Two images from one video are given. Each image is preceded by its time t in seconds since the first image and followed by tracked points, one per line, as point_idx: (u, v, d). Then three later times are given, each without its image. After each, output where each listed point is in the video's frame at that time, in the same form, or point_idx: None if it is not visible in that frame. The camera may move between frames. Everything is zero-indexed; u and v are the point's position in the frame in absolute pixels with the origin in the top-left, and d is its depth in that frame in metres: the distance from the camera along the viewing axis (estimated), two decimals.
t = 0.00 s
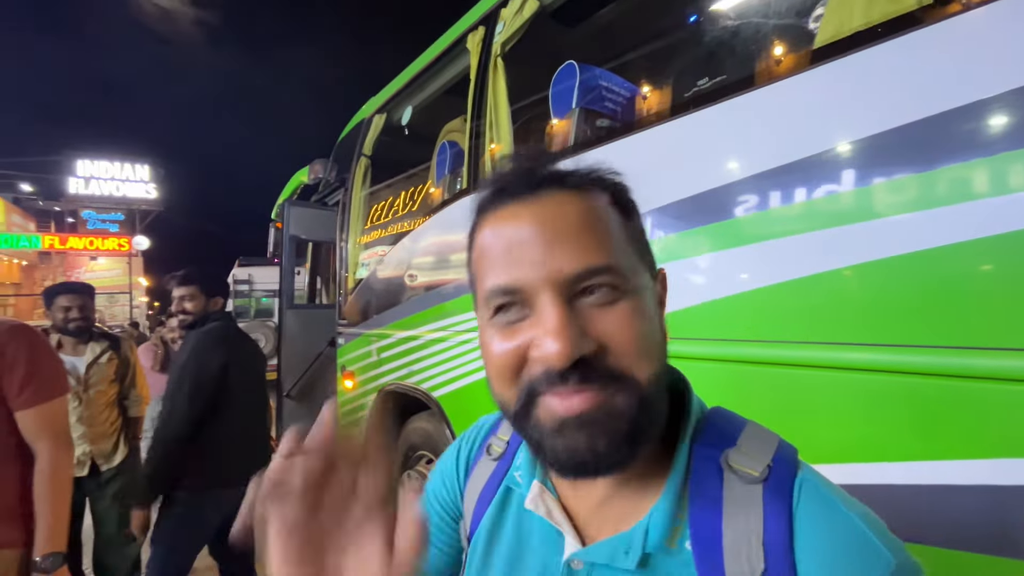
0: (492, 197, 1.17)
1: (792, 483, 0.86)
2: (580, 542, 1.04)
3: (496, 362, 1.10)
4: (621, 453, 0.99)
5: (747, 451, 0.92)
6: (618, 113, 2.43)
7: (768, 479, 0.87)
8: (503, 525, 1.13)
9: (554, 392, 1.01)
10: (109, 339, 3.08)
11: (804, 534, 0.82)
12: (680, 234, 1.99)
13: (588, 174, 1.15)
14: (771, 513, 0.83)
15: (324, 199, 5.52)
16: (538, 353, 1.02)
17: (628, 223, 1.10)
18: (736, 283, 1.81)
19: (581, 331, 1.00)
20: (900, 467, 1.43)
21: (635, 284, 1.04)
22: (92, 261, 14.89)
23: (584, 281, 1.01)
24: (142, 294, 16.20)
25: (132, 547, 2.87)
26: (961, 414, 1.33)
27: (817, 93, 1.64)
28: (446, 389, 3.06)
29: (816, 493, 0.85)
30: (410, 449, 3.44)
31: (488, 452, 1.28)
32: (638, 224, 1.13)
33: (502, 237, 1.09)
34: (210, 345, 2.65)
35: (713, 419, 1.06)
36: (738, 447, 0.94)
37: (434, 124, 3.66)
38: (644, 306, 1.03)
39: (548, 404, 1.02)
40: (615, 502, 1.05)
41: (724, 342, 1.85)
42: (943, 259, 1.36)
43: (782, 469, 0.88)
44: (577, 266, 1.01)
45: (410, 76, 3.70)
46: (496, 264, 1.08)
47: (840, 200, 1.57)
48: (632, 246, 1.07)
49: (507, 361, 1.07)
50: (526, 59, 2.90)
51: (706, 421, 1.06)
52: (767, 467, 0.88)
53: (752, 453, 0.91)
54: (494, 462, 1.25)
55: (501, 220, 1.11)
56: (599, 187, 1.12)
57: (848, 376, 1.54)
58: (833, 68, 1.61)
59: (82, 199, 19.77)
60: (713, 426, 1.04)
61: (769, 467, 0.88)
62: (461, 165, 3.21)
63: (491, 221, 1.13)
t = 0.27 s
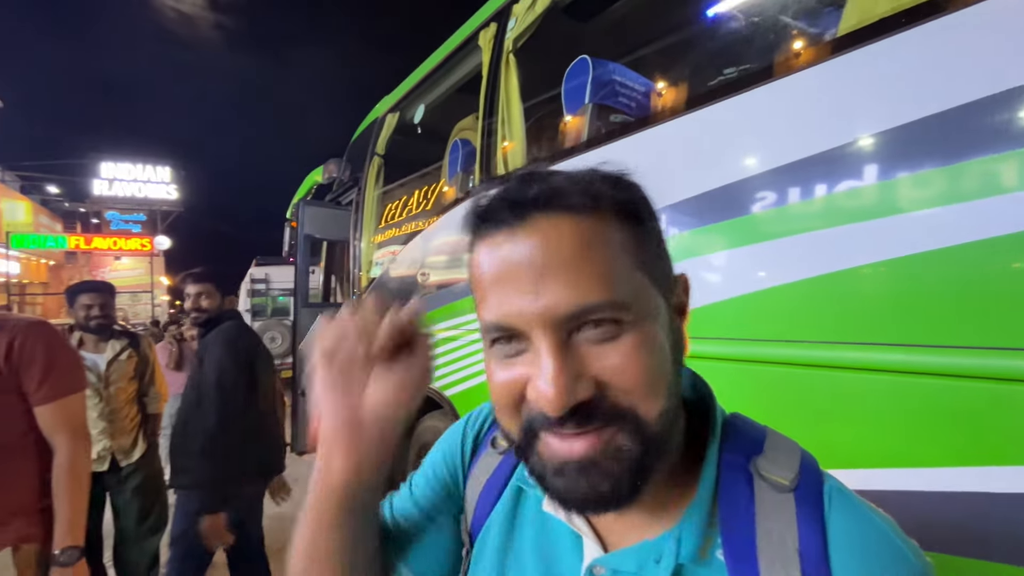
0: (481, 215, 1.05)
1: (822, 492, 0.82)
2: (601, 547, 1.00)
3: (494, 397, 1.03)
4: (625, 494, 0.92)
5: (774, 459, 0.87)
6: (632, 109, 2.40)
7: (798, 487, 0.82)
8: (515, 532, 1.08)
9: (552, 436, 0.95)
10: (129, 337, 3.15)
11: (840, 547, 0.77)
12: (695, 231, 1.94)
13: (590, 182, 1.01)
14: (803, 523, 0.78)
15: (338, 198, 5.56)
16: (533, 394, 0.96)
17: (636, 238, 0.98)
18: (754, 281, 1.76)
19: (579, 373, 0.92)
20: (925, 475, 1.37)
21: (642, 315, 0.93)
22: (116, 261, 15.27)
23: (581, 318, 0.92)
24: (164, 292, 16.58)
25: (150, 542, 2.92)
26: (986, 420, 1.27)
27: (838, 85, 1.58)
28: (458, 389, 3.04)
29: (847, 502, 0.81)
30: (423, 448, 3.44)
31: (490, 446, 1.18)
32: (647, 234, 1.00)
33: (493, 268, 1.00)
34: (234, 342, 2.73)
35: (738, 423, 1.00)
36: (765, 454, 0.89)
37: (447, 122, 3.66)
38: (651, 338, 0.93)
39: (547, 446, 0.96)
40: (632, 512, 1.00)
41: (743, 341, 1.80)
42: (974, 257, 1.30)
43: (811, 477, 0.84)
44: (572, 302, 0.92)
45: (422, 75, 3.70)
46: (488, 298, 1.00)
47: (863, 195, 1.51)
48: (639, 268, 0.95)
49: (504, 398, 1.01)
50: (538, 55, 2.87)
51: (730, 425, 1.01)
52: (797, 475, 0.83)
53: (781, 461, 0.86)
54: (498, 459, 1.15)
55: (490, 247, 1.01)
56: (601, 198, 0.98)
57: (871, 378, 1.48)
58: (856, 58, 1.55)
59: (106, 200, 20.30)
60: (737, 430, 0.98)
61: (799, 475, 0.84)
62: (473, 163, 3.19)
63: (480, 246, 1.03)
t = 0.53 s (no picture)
0: (559, 174, 1.14)
1: (821, 491, 0.85)
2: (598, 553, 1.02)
3: (527, 341, 1.08)
4: (639, 460, 0.98)
5: (774, 461, 0.91)
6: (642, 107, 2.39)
7: (798, 488, 0.86)
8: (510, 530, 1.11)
9: (584, 383, 1.00)
10: (143, 335, 3.20)
11: (840, 544, 0.81)
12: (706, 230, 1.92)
13: (661, 172, 1.10)
14: (805, 523, 0.81)
15: (348, 198, 5.60)
16: (571, 340, 1.02)
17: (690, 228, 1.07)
18: (765, 281, 1.74)
19: (622, 330, 0.98)
20: (923, 475, 1.38)
21: (685, 291, 1.00)
22: (132, 261, 15.54)
23: (631, 277, 0.99)
24: (178, 292, 16.83)
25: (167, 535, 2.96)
26: (994, 424, 1.26)
27: (853, 78, 1.55)
28: (467, 388, 3.04)
29: (844, 500, 0.86)
30: (432, 447, 3.44)
31: (480, 458, 1.28)
32: (699, 234, 1.10)
33: (557, 218, 1.07)
34: (250, 343, 2.77)
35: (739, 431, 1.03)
36: (765, 456, 0.93)
37: (456, 122, 3.66)
38: (691, 316, 1.00)
39: (574, 395, 1.02)
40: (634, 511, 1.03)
41: (744, 341, 1.80)
42: (976, 257, 1.29)
43: (811, 477, 0.87)
44: (631, 262, 0.99)
45: (431, 75, 3.70)
46: (547, 245, 1.06)
47: (879, 192, 1.48)
48: (690, 252, 1.03)
49: (540, 344, 1.07)
50: (547, 54, 2.87)
51: (728, 433, 1.05)
52: (796, 476, 0.87)
53: (783, 463, 0.90)
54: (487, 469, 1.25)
55: (558, 203, 1.08)
56: (669, 188, 1.08)
57: (871, 377, 1.48)
58: (872, 51, 1.51)
59: (123, 202, 20.67)
60: (736, 438, 1.02)
61: (798, 476, 0.87)
62: (482, 162, 3.19)
63: (549, 200, 1.10)
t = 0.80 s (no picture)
0: (554, 180, 1.23)
1: (807, 496, 0.85)
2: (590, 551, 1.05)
3: (515, 331, 1.16)
4: (608, 442, 1.03)
5: (761, 463, 0.90)
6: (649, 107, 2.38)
7: (782, 492, 0.86)
8: (509, 525, 1.16)
9: (559, 366, 1.06)
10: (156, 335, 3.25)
11: (821, 550, 0.81)
12: (716, 231, 1.91)
13: (652, 180, 1.17)
14: (786, 528, 0.82)
15: (357, 200, 5.63)
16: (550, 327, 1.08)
17: (674, 233, 1.13)
18: (775, 281, 1.72)
19: (594, 318, 1.04)
20: (927, 479, 1.36)
21: (661, 288, 1.06)
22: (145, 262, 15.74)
23: (609, 271, 1.06)
24: (190, 293, 17.02)
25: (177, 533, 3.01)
26: (1012, 427, 1.23)
27: (865, 76, 1.53)
28: (475, 389, 3.05)
29: (832, 505, 0.85)
30: (440, 448, 3.45)
31: (490, 460, 1.34)
32: (685, 240, 1.16)
33: (548, 219, 1.15)
34: (261, 344, 2.78)
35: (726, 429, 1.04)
36: (751, 458, 0.93)
37: (464, 123, 3.67)
38: (666, 312, 1.05)
39: (549, 378, 1.08)
40: (629, 505, 1.07)
41: (748, 342, 1.80)
42: (989, 258, 1.27)
43: (799, 481, 0.87)
44: (608, 257, 1.06)
45: (438, 77, 3.72)
46: (536, 242, 1.15)
47: (892, 191, 1.46)
48: (670, 254, 1.09)
49: (524, 332, 1.14)
50: (555, 54, 2.86)
51: (716, 432, 1.05)
52: (781, 479, 0.87)
53: (767, 465, 0.90)
54: (495, 468, 1.31)
55: (550, 206, 1.17)
56: (657, 193, 1.14)
57: (878, 378, 1.46)
58: (884, 49, 1.49)
59: (137, 204, 20.97)
60: (724, 435, 1.02)
61: (784, 479, 0.87)
62: (490, 163, 3.20)
63: (544, 204, 1.19)
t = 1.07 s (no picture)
0: (527, 200, 1.29)
1: (783, 483, 0.85)
2: (585, 537, 1.08)
3: (513, 334, 1.19)
4: (612, 419, 1.06)
5: (741, 451, 0.91)
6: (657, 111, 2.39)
7: (758, 478, 0.86)
8: (518, 519, 1.20)
9: (556, 356, 1.09)
10: (169, 337, 3.29)
11: (794, 536, 0.81)
12: (724, 234, 1.91)
13: (611, 193, 1.25)
14: (759, 511, 0.83)
15: (366, 203, 5.67)
16: (545, 322, 1.12)
17: (640, 232, 1.21)
18: (784, 284, 1.71)
19: (583, 306, 1.08)
20: (935, 484, 1.36)
21: (638, 276, 1.13)
22: (155, 266, 15.93)
23: (589, 266, 1.11)
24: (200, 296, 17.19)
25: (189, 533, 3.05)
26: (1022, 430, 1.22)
27: (875, 80, 1.52)
28: (482, 391, 3.05)
29: (809, 493, 0.84)
30: (448, 450, 3.46)
31: (506, 461, 1.39)
32: (649, 236, 1.24)
33: (527, 233, 1.21)
34: (273, 346, 2.82)
35: (712, 421, 1.05)
36: (732, 447, 0.93)
37: (471, 126, 3.69)
38: (645, 297, 1.12)
39: (550, 368, 1.11)
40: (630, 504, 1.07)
41: (754, 344, 1.80)
42: (1003, 261, 1.26)
43: (776, 468, 0.87)
44: (586, 253, 1.12)
45: (446, 81, 3.73)
46: (519, 252, 1.20)
47: (903, 193, 1.45)
48: (640, 248, 1.16)
49: (522, 333, 1.17)
50: (562, 57, 2.87)
51: (702, 424, 1.06)
52: (757, 466, 0.87)
53: (746, 452, 0.90)
54: (509, 469, 1.35)
55: (527, 220, 1.23)
56: (618, 202, 1.22)
57: (887, 382, 1.46)
58: (895, 52, 1.49)
59: (147, 208, 21.21)
60: (709, 426, 1.03)
61: (761, 466, 0.87)
62: (497, 166, 3.22)
63: (523, 221, 1.25)
